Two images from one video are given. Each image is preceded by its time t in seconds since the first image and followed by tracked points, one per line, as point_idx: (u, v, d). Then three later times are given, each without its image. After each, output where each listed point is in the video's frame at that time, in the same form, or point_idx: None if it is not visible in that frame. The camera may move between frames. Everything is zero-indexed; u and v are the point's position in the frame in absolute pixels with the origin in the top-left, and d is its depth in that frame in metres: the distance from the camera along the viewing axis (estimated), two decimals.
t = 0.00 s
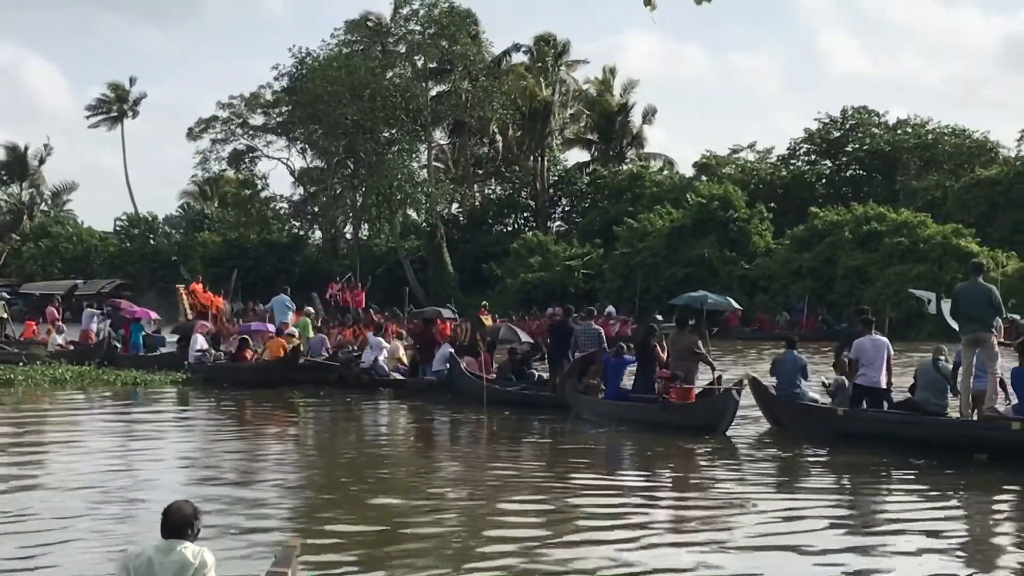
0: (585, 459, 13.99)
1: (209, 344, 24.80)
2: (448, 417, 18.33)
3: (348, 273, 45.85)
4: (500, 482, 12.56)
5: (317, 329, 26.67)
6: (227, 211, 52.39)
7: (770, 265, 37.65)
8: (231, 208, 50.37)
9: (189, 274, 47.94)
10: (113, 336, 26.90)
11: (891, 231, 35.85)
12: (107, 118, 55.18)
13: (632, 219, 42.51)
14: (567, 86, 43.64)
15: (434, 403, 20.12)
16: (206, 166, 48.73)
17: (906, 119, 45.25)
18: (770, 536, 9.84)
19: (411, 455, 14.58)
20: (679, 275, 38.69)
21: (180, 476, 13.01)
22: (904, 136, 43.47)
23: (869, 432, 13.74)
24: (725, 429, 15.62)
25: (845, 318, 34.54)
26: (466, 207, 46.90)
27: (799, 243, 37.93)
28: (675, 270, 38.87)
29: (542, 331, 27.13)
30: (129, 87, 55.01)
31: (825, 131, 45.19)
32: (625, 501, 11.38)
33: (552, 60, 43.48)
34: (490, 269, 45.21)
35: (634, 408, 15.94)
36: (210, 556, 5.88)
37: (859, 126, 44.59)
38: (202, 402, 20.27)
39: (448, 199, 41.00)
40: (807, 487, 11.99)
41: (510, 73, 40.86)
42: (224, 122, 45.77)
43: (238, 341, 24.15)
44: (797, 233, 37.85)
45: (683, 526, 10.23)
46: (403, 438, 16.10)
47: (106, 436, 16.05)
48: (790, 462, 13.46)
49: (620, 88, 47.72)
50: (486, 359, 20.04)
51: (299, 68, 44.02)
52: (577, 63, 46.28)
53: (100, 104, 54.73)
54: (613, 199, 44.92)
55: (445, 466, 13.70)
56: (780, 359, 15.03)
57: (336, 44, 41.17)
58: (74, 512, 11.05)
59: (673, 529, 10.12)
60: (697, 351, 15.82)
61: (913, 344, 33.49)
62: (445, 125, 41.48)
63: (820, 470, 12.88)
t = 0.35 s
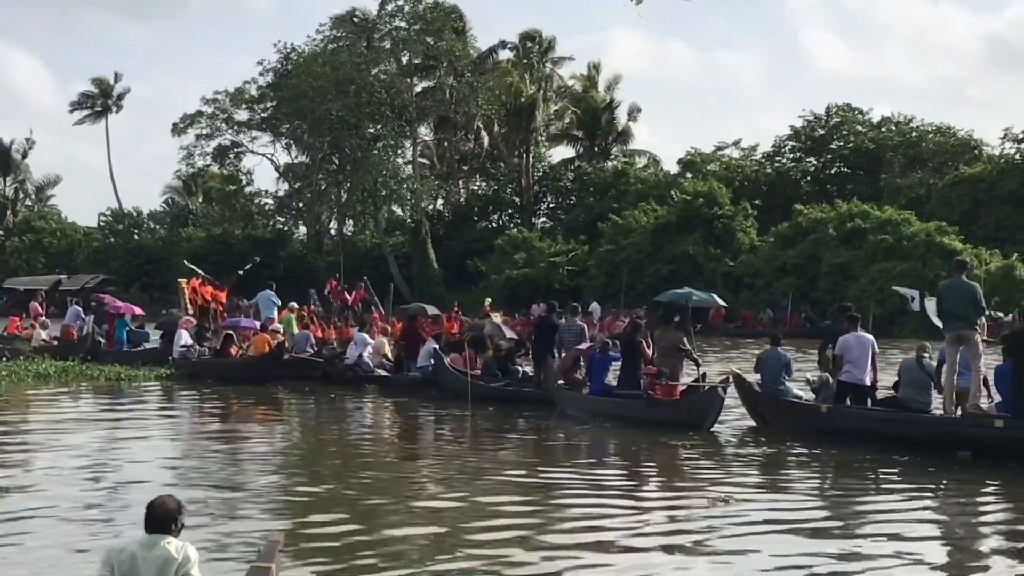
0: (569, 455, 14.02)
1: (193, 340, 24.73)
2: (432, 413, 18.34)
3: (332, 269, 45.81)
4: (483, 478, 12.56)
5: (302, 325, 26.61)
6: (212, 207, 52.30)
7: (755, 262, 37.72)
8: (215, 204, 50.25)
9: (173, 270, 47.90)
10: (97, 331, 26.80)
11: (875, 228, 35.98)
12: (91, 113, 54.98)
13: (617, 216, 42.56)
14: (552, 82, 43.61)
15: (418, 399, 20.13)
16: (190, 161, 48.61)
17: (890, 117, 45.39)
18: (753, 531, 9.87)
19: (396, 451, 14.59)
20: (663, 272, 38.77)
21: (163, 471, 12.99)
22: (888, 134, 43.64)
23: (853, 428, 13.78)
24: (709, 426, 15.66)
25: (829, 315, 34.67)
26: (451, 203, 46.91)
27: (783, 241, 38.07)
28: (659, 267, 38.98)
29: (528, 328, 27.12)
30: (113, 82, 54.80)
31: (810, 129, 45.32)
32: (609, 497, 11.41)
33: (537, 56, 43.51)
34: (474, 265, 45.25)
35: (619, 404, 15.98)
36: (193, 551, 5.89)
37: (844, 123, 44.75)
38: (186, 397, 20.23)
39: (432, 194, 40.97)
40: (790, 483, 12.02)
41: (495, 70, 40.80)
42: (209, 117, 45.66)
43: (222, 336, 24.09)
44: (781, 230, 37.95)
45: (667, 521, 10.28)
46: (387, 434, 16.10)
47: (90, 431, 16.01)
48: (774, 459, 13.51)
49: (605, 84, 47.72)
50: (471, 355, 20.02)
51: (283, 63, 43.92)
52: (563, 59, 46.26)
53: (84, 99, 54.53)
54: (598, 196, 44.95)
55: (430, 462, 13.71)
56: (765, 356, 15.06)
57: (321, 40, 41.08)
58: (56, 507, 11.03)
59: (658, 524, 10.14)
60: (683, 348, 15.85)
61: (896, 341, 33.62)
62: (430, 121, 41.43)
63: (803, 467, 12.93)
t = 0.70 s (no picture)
0: (554, 453, 14.04)
1: (178, 337, 24.69)
2: (417, 410, 18.35)
3: (318, 267, 45.77)
4: (469, 476, 12.58)
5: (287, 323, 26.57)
6: (197, 204, 52.20)
7: (739, 260, 37.84)
8: (200, 201, 50.17)
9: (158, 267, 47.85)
10: (80, 329, 26.72)
11: (860, 226, 36.12)
12: (75, 110, 54.77)
13: (602, 214, 42.60)
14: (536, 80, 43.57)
15: (403, 396, 20.13)
16: (174, 158, 48.50)
17: (875, 116, 45.55)
18: (738, 529, 9.90)
19: (380, 448, 14.60)
20: (648, 270, 38.84)
21: (148, 469, 12.98)
22: (873, 132, 43.80)
23: (837, 427, 13.83)
24: (694, 424, 15.69)
25: (814, 313, 34.76)
26: (436, 201, 46.90)
27: (768, 239, 38.18)
28: (644, 265, 39.05)
29: (512, 326, 27.12)
30: (97, 78, 54.61)
31: (795, 127, 45.43)
32: (594, 495, 11.44)
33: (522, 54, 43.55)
34: (459, 263, 45.30)
35: (604, 402, 16.01)
36: (179, 549, 5.89)
37: (828, 122, 44.92)
38: (170, 395, 20.20)
39: (417, 192, 40.95)
40: (774, 482, 12.05)
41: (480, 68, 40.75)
42: (194, 114, 45.58)
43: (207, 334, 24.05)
44: (766, 228, 38.07)
45: (653, 519, 10.31)
46: (371, 432, 16.11)
47: (74, 429, 15.97)
48: (759, 457, 13.55)
49: (590, 82, 47.73)
50: (455, 353, 20.02)
51: (268, 61, 43.83)
52: (548, 56, 46.26)
53: (68, 96, 54.33)
54: (583, 194, 44.98)
55: (415, 459, 13.72)
56: (749, 354, 15.10)
57: (306, 37, 40.96)
58: (40, 504, 11.00)
59: (643, 522, 10.16)
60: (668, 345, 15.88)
61: (880, 340, 33.77)
62: (415, 119, 41.39)
63: (788, 465, 12.99)
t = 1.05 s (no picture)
0: (540, 456, 14.06)
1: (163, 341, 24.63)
2: (403, 414, 18.35)
3: (304, 271, 45.72)
4: (455, 479, 12.59)
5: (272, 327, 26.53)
6: (182, 208, 52.09)
7: (725, 263, 37.93)
8: (186, 204, 50.09)
9: (143, 271, 47.76)
10: (65, 333, 26.61)
11: (845, 230, 36.25)
12: (61, 114, 54.59)
13: (588, 218, 42.60)
14: (520, 83, 43.54)
15: (389, 400, 20.13)
16: (160, 162, 48.38)
17: (860, 119, 45.69)
18: (724, 532, 9.94)
19: (367, 452, 14.59)
20: (634, 273, 38.88)
21: (133, 473, 12.94)
22: (858, 135, 43.94)
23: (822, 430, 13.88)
24: (681, 427, 15.68)
25: (799, 316, 34.84)
26: (422, 204, 46.87)
27: (753, 242, 38.28)
28: (630, 268, 39.10)
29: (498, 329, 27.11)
30: (82, 82, 54.46)
31: (780, 131, 45.49)
32: (580, 498, 11.46)
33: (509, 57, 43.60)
34: (446, 266, 45.32)
35: (589, 405, 16.02)
36: (166, 553, 5.89)
37: (814, 125, 45.05)
38: (156, 399, 20.15)
39: (403, 196, 40.89)
40: (759, 485, 12.08)
41: (466, 71, 40.70)
42: (179, 118, 45.53)
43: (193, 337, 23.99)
44: (751, 231, 38.17)
45: (640, 522, 10.33)
46: (358, 435, 16.10)
47: (59, 433, 15.92)
48: (744, 460, 13.59)
49: (576, 86, 47.73)
50: (441, 357, 20.03)
51: (254, 64, 43.77)
52: (533, 60, 46.27)
53: (54, 99, 54.13)
54: (569, 197, 45.00)
55: (401, 463, 13.72)
56: (734, 358, 15.14)
57: (293, 40, 40.72)
58: (25, 508, 10.97)
59: (629, 526, 10.18)
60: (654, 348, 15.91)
61: (865, 343, 33.87)
62: (401, 122, 41.35)
63: (773, 468, 13.03)
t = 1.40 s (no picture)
0: (520, 462, 14.04)
1: (143, 348, 24.50)
2: (383, 420, 18.30)
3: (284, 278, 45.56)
4: (436, 485, 12.55)
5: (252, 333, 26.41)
6: (162, 213, 51.86)
7: (704, 269, 38.01)
8: (166, 210, 49.86)
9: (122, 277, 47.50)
10: (44, 339, 26.44)
11: (824, 235, 36.38)
12: (40, 119, 54.27)
13: (568, 223, 42.59)
14: (500, 89, 43.48)
15: (369, 405, 20.07)
16: (140, 167, 48.18)
17: (839, 125, 45.82)
18: (703, 537, 9.95)
19: (347, 458, 14.54)
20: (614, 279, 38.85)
21: (111, 479, 12.86)
22: (838, 141, 44.06)
23: (801, 434, 13.91)
24: (661, 433, 15.65)
25: (779, 321, 34.90)
26: (402, 210, 46.83)
27: (732, 248, 38.35)
28: (610, 274, 39.08)
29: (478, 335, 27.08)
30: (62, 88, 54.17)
31: (760, 137, 45.58)
32: (559, 504, 11.45)
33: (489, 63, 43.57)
34: (426, 272, 45.24)
35: (570, 411, 15.99)
36: (144, 559, 5.84)
37: (793, 131, 45.14)
38: (135, 405, 20.03)
39: (384, 202, 40.68)
40: (738, 490, 12.10)
41: (446, 77, 40.65)
42: (159, 123, 45.40)
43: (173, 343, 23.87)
44: (731, 236, 38.25)
45: (619, 528, 10.32)
46: (338, 441, 16.04)
47: (37, 439, 15.80)
48: (724, 465, 13.60)
49: (556, 92, 47.71)
50: (421, 363, 19.98)
51: (234, 69, 43.61)
52: (513, 66, 46.24)
53: (33, 105, 53.80)
54: (550, 203, 44.97)
55: (381, 469, 13.68)
56: (714, 363, 15.16)
57: (272, 46, 40.86)
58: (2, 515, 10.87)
59: (610, 531, 10.17)
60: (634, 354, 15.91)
61: (844, 348, 33.96)
62: (382, 128, 41.26)
63: (752, 473, 13.04)
